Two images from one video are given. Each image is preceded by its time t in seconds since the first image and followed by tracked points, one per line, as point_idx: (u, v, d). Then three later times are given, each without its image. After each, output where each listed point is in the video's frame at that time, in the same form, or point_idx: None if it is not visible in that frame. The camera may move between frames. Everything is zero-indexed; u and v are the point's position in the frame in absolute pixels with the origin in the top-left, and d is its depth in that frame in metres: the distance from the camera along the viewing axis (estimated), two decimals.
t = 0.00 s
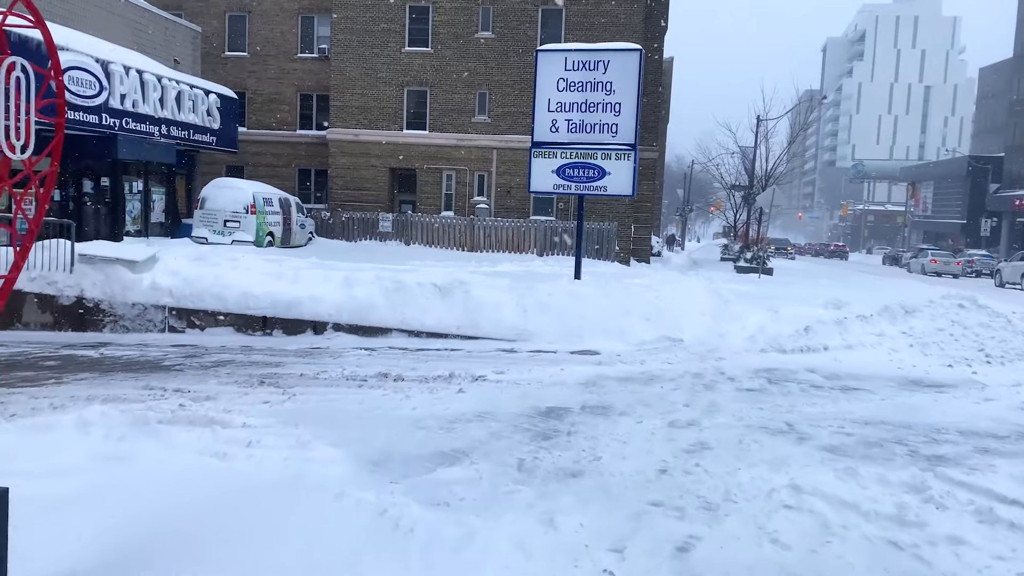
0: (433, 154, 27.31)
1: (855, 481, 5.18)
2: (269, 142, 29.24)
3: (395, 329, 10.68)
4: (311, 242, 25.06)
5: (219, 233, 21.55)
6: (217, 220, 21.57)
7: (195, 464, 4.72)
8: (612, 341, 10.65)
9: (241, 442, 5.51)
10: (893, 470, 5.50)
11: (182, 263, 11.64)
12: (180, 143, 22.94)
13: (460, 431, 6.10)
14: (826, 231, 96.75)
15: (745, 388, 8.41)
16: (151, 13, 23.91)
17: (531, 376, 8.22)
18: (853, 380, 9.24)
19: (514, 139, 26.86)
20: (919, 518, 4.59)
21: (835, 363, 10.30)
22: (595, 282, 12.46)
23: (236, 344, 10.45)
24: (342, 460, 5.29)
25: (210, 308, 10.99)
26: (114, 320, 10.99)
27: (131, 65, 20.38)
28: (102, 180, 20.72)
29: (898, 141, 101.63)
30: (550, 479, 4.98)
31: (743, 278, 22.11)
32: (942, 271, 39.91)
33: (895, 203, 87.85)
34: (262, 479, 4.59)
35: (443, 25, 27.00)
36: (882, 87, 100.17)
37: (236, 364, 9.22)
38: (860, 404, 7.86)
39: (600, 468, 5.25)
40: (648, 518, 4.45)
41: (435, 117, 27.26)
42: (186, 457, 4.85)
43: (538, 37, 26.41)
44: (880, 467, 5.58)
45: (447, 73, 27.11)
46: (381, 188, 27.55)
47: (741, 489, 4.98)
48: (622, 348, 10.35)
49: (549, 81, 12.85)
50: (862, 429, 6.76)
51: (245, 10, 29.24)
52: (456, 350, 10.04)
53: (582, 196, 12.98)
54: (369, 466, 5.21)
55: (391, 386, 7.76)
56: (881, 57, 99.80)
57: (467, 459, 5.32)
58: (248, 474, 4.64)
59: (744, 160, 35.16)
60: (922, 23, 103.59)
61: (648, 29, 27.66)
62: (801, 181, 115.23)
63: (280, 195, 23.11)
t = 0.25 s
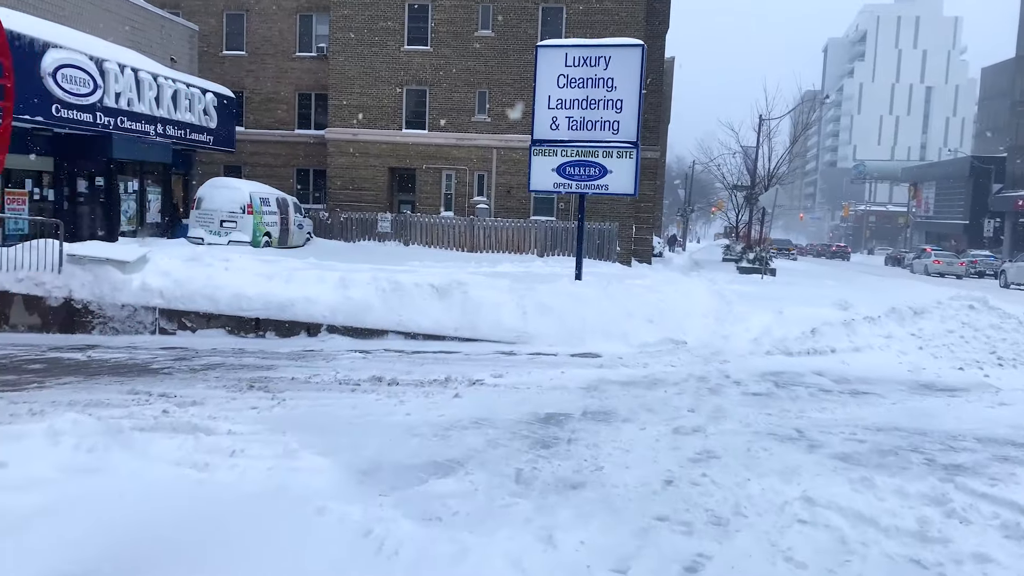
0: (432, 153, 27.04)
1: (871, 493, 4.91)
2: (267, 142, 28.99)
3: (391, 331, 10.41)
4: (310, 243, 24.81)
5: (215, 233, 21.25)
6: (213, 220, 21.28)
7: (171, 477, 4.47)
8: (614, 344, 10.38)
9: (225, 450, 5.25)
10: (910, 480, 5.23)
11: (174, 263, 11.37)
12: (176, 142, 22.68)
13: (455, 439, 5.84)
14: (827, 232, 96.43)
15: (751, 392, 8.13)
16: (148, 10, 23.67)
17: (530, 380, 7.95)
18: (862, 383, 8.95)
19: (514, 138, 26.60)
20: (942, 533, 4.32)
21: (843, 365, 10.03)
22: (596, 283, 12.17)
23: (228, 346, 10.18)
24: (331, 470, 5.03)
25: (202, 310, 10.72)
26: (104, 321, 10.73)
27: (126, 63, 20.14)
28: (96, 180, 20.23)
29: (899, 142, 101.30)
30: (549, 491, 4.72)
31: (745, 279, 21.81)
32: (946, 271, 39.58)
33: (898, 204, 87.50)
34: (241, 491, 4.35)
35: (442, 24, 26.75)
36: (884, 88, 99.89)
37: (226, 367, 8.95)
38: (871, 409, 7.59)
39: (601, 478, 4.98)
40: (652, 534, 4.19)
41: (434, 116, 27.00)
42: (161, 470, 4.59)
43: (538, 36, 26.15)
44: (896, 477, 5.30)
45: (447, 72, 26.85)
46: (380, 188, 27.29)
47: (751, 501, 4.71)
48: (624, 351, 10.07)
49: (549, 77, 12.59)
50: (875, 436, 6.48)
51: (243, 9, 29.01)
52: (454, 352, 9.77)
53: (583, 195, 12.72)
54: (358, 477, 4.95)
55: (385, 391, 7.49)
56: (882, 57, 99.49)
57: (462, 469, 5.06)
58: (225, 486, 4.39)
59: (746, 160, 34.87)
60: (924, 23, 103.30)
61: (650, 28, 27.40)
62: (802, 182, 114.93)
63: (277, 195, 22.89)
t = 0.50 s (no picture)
0: (431, 153, 26.82)
1: (887, 509, 4.67)
2: (266, 142, 28.77)
3: (388, 335, 10.18)
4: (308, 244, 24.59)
5: (212, 234, 21.01)
6: (211, 221, 21.04)
7: (149, 495, 4.24)
8: (616, 348, 10.14)
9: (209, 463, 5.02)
10: (927, 494, 4.99)
11: (166, 265, 11.14)
12: (173, 143, 22.47)
13: (451, 450, 5.60)
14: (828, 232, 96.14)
15: (757, 398, 7.89)
16: (144, 10, 23.47)
17: (530, 386, 7.71)
18: (871, 389, 8.71)
19: (514, 139, 26.36)
20: (964, 553, 4.08)
21: (850, 370, 9.79)
22: (597, 285, 11.93)
23: (220, 351, 9.96)
24: (319, 484, 4.80)
25: (194, 313, 10.50)
26: (94, 325, 10.49)
27: (122, 63, 19.93)
28: (91, 180, 20.25)
29: (901, 142, 101.01)
30: (548, 508, 4.49)
31: (748, 281, 21.55)
32: (949, 272, 39.26)
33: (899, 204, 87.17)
34: (223, 511, 4.13)
35: (442, 23, 26.52)
36: (885, 88, 99.63)
37: (218, 372, 8.72)
38: (882, 415, 7.35)
39: (604, 493, 4.75)
40: (658, 554, 3.95)
41: (433, 116, 26.78)
42: (139, 487, 4.36)
43: (538, 35, 25.92)
44: (912, 490, 5.07)
45: (446, 71, 26.62)
46: (379, 189, 27.07)
47: (761, 518, 4.48)
48: (626, 355, 9.83)
49: (549, 75, 12.35)
50: (888, 446, 6.24)
51: (241, 8, 28.80)
52: (452, 357, 9.54)
53: (583, 196, 12.49)
54: (348, 491, 4.72)
55: (380, 397, 7.26)
56: (883, 57, 99.24)
57: (457, 483, 4.83)
58: (206, 506, 4.17)
59: (748, 160, 34.62)
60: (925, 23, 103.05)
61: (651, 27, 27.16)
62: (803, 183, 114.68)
63: (275, 195, 22.68)
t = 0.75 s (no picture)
0: (432, 154, 26.62)
1: (908, 522, 4.46)
2: (265, 142, 28.59)
3: (387, 338, 9.98)
4: (307, 245, 24.43)
5: (210, 236, 20.83)
6: (209, 222, 20.87)
7: (133, 510, 4.04)
8: (619, 350, 9.93)
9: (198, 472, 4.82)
10: (949, 507, 4.77)
11: (161, 266, 10.94)
12: (171, 143, 22.28)
13: (450, 458, 5.40)
14: (829, 233, 95.94)
15: (765, 403, 7.67)
16: (142, 8, 23.31)
17: (532, 391, 7.50)
18: (881, 393, 8.50)
19: (515, 139, 26.16)
20: (992, 570, 3.87)
21: (858, 373, 9.58)
22: (600, 286, 11.71)
23: (215, 354, 9.76)
24: (313, 496, 4.60)
25: (190, 315, 10.30)
26: (88, 327, 10.30)
27: (119, 62, 19.74)
28: (89, 180, 19.95)
29: (902, 143, 100.77)
30: (553, 522, 4.29)
31: (751, 282, 21.34)
32: (951, 273, 39.02)
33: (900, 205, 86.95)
34: (209, 528, 3.93)
35: (442, 22, 26.33)
36: (886, 88, 99.42)
37: (212, 377, 8.52)
38: (895, 421, 7.13)
39: (610, 506, 4.54)
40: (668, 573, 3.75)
41: (434, 116, 26.59)
42: (124, 501, 4.17)
43: (539, 34, 25.73)
44: (933, 502, 4.85)
45: (446, 71, 26.43)
46: (379, 190, 26.88)
47: (776, 532, 4.27)
48: (630, 358, 9.62)
49: (551, 73, 12.15)
50: (903, 453, 6.03)
51: (240, 7, 28.63)
52: (452, 361, 9.33)
53: (586, 196, 12.30)
54: (343, 503, 4.52)
55: (377, 402, 7.05)
56: (884, 58, 99.04)
57: (457, 496, 4.63)
58: (192, 522, 3.97)
59: (749, 160, 34.42)
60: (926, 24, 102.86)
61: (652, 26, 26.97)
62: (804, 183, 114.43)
63: (274, 196, 22.50)
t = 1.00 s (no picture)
0: (432, 153, 26.37)
1: (936, 536, 4.21)
2: (264, 141, 28.35)
3: (385, 339, 9.72)
4: (306, 245, 24.20)
5: (208, 235, 20.56)
6: (206, 221, 20.61)
7: (110, 527, 3.79)
8: (624, 352, 9.66)
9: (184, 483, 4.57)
10: (978, 519, 4.51)
11: (154, 265, 10.69)
12: (169, 141, 22.03)
13: (450, 467, 5.15)
14: (831, 234, 95.64)
15: (777, 407, 7.41)
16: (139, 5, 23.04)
17: (535, 395, 7.25)
18: (896, 395, 8.23)
19: (516, 138, 25.90)
20: None
21: (870, 376, 9.32)
22: (604, 286, 11.44)
23: (209, 356, 9.51)
24: (306, 508, 4.34)
25: (183, 316, 10.05)
26: (79, 328, 10.04)
27: (115, 59, 19.49)
28: (85, 180, 19.72)
29: (904, 143, 100.46)
30: (559, 536, 4.04)
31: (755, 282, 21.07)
32: (956, 274, 38.72)
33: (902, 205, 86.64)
34: (192, 547, 3.67)
35: (442, 20, 26.08)
36: (888, 89, 99.13)
37: (206, 379, 8.27)
38: (912, 426, 6.87)
39: (620, 519, 4.29)
40: None
41: (434, 115, 26.34)
42: (102, 517, 3.92)
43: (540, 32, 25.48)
44: (960, 514, 4.59)
45: (447, 69, 26.18)
46: (379, 189, 26.64)
47: (797, 548, 4.01)
48: (636, 360, 9.36)
49: (553, 69, 11.90)
50: (924, 460, 5.77)
51: (239, 6, 28.40)
52: (452, 363, 9.08)
53: (589, 193, 12.03)
54: (336, 516, 4.27)
55: (375, 406, 6.80)
56: (886, 58, 98.77)
57: (457, 508, 4.38)
58: (174, 540, 3.72)
59: (752, 160, 34.15)
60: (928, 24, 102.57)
61: (655, 24, 26.70)
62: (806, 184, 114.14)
63: (272, 195, 22.25)
